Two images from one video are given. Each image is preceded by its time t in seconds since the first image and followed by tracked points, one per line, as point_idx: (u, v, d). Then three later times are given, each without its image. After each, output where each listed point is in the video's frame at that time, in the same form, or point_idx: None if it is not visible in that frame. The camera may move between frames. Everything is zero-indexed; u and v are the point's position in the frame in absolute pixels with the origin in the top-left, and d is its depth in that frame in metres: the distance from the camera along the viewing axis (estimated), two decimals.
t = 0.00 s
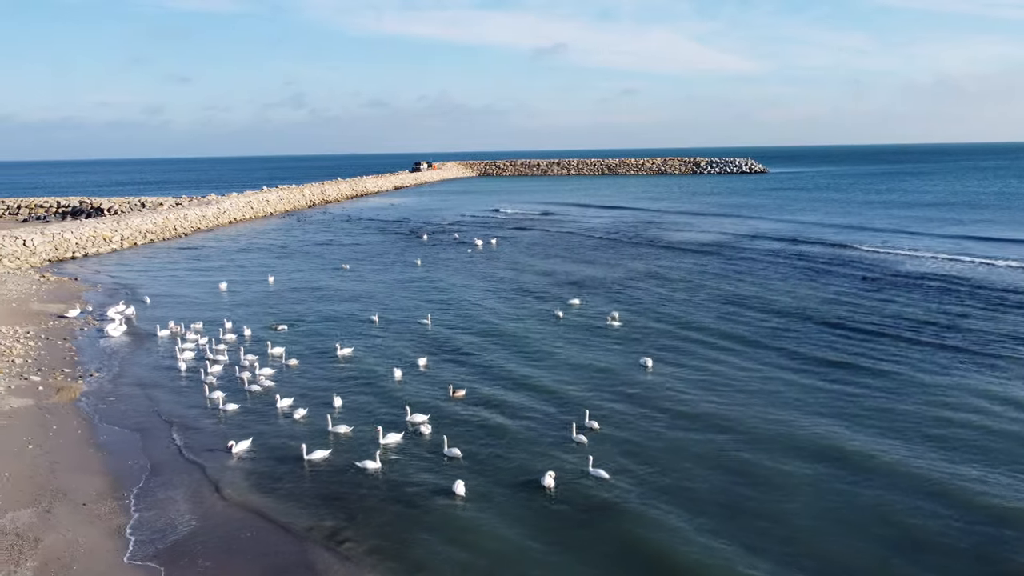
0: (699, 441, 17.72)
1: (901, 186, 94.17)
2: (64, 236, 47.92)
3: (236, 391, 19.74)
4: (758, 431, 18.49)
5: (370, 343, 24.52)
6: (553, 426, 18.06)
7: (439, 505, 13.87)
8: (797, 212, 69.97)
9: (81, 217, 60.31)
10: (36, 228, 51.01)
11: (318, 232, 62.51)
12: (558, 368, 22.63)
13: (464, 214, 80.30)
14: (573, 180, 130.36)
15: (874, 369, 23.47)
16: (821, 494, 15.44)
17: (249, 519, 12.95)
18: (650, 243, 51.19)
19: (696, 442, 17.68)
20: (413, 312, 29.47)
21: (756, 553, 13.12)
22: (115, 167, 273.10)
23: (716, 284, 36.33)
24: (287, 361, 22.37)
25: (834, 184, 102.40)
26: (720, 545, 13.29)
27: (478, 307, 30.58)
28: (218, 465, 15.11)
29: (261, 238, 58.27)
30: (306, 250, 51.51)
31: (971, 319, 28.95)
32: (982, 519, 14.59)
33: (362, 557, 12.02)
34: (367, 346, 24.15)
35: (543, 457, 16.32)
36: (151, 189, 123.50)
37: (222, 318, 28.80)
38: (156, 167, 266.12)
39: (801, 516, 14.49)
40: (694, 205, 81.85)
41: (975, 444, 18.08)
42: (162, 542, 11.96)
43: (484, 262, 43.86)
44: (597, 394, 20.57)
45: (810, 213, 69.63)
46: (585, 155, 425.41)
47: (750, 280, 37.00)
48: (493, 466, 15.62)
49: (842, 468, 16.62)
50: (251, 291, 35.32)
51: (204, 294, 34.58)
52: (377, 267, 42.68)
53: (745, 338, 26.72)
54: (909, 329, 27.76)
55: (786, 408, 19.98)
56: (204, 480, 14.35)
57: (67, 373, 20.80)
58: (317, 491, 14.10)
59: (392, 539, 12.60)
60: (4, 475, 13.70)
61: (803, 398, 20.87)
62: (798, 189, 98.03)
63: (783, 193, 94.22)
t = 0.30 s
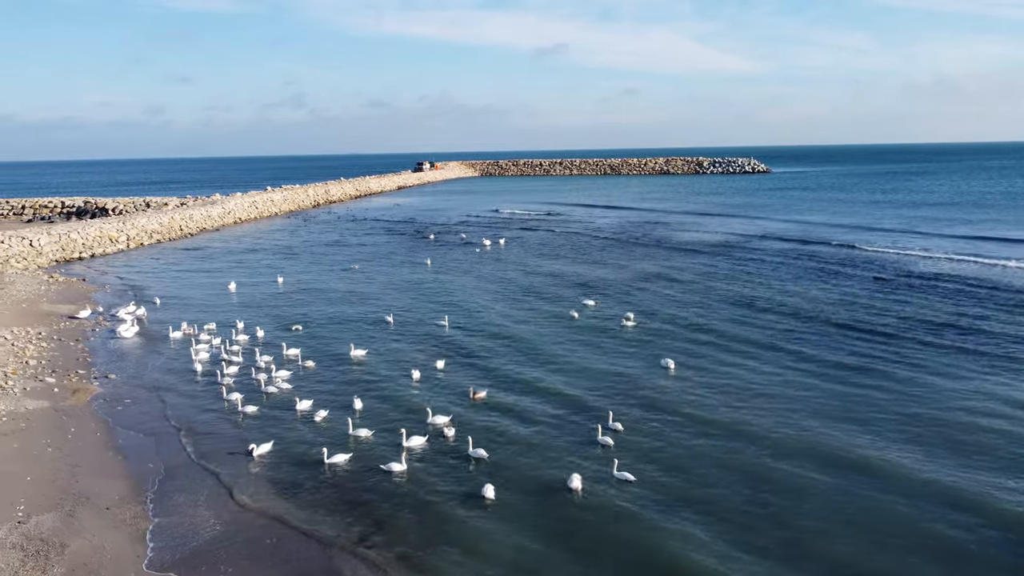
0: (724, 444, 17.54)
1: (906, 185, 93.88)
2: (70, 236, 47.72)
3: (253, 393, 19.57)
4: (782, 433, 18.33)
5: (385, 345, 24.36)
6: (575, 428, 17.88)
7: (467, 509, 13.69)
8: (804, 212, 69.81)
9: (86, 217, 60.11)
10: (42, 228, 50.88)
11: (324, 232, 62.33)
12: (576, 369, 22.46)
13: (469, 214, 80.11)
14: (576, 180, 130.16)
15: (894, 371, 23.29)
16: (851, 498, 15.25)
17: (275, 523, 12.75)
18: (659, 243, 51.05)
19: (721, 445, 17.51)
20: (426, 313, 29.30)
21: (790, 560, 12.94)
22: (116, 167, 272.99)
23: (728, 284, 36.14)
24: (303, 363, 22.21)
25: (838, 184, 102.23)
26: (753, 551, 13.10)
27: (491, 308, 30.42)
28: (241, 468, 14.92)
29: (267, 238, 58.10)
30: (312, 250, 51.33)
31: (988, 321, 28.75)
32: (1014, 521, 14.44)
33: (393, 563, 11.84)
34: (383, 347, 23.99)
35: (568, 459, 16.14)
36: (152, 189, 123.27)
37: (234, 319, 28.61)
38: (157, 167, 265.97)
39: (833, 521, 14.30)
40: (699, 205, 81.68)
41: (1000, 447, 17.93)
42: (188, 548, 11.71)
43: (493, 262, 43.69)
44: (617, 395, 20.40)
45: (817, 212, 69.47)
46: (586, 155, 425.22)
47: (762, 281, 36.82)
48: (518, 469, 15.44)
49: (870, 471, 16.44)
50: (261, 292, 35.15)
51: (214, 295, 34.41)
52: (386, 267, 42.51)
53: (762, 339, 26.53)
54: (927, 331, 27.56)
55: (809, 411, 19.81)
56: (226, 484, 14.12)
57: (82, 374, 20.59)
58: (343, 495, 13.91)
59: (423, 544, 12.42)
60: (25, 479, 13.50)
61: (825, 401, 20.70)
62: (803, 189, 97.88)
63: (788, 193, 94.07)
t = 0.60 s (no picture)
0: (746, 446, 17.45)
1: (910, 185, 93.68)
2: (76, 237, 47.59)
3: (270, 394, 19.50)
4: (804, 434, 18.24)
5: (400, 345, 24.34)
6: (596, 429, 17.79)
7: (493, 511, 13.59)
8: (809, 212, 69.73)
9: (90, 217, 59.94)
10: (48, 228, 50.70)
11: (329, 232, 62.21)
12: (593, 370, 22.35)
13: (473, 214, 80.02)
14: (579, 180, 129.99)
15: (912, 372, 23.18)
16: (877, 500, 15.17)
17: (301, 525, 12.60)
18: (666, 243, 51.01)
19: (743, 446, 17.43)
20: (438, 313, 29.17)
21: (821, 562, 12.85)
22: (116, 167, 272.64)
23: (738, 284, 36.02)
24: (317, 364, 22.12)
25: (842, 184, 102.15)
26: (782, 554, 13.01)
27: (503, 308, 30.40)
28: (262, 471, 14.78)
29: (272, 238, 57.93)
30: (319, 250, 51.22)
31: (1003, 322, 28.62)
32: None
33: (422, 565, 11.74)
34: (397, 348, 23.89)
35: (590, 461, 16.07)
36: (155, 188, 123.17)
37: (245, 320, 28.52)
38: (158, 167, 265.78)
39: (861, 522, 14.21)
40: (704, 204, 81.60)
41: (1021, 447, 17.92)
42: (215, 551, 11.56)
43: (501, 262, 43.64)
44: (635, 396, 20.29)
45: (822, 212, 69.41)
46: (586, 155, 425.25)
47: (773, 281, 36.70)
48: (542, 471, 15.37)
49: (894, 473, 16.34)
50: (270, 292, 35.01)
51: (224, 295, 34.32)
52: (393, 267, 42.36)
53: (777, 339, 26.42)
54: (942, 332, 27.44)
55: (828, 413, 19.70)
56: (248, 487, 13.99)
57: (96, 375, 20.45)
58: (368, 497, 13.82)
59: (452, 546, 12.32)
60: (45, 482, 13.33)
61: (845, 401, 20.58)
62: (807, 188, 97.81)
63: (791, 192, 94.00)
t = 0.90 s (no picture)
0: (767, 442, 17.33)
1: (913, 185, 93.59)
2: (81, 237, 47.48)
3: (285, 395, 19.40)
4: (824, 432, 18.12)
5: (413, 346, 24.24)
6: (615, 429, 17.67)
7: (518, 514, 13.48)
8: (814, 212, 69.66)
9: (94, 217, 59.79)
10: (52, 228, 50.54)
11: (333, 232, 62.10)
12: (608, 369, 22.25)
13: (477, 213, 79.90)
14: (581, 180, 129.87)
15: (928, 370, 23.05)
16: (903, 494, 15.03)
17: (325, 528, 12.48)
18: (672, 243, 50.91)
19: (764, 442, 17.29)
20: (448, 314, 29.05)
21: (851, 558, 12.74)
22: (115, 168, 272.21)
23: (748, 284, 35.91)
24: (331, 364, 22.02)
25: (844, 184, 102.10)
26: (812, 551, 12.88)
27: (514, 309, 30.30)
28: (280, 473, 14.64)
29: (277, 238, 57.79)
30: (324, 250, 51.08)
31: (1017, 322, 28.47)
32: None
33: (450, 568, 11.63)
34: (410, 349, 23.79)
35: (612, 460, 15.98)
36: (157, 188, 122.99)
37: (255, 320, 28.41)
38: (157, 167, 265.26)
39: (888, 518, 14.08)
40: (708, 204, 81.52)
41: None
42: (237, 554, 11.43)
43: (508, 262, 43.54)
44: (652, 395, 20.17)
45: (827, 212, 69.31)
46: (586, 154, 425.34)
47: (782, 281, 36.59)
48: (563, 471, 15.27)
49: (919, 469, 16.21)
50: (278, 293, 34.89)
51: (232, 296, 34.21)
52: (400, 267, 42.27)
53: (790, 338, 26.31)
54: (957, 332, 27.32)
55: (846, 410, 19.56)
56: (267, 490, 13.86)
57: (109, 376, 20.33)
58: (390, 500, 13.72)
59: (477, 548, 12.22)
60: (64, 484, 13.20)
61: (863, 399, 20.44)
62: (810, 188, 97.73)
63: (794, 192, 93.91)
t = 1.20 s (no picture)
0: (785, 442, 17.30)
1: (916, 184, 93.57)
2: (86, 237, 47.38)
3: (300, 395, 19.42)
4: (842, 431, 18.07)
5: (425, 346, 24.26)
6: (632, 428, 17.70)
7: (542, 515, 13.43)
8: (817, 211, 69.63)
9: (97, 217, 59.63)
10: (56, 228, 50.40)
11: (336, 231, 62.00)
12: (621, 370, 22.21)
13: (479, 213, 79.76)
14: (582, 180, 129.70)
15: (943, 368, 22.99)
16: (926, 493, 14.98)
17: (348, 529, 12.43)
18: (677, 243, 50.86)
19: (782, 442, 17.25)
20: (457, 314, 28.98)
21: (877, 558, 12.69)
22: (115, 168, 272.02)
23: (756, 284, 35.92)
24: (343, 364, 22.06)
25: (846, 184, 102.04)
26: (837, 551, 12.83)
27: (523, 309, 30.30)
28: (300, 474, 14.59)
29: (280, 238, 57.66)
30: (328, 250, 50.99)
31: None
32: None
33: (476, 569, 11.60)
34: (422, 350, 23.75)
35: (630, 460, 15.95)
36: (157, 188, 122.87)
37: (264, 320, 28.38)
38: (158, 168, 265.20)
39: (911, 517, 14.03)
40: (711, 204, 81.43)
41: None
42: (260, 553, 11.38)
43: (513, 263, 43.54)
44: (668, 395, 20.13)
45: (830, 211, 69.27)
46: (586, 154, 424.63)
47: (790, 281, 36.54)
48: (582, 471, 15.23)
49: (940, 469, 16.16)
50: (286, 293, 34.86)
51: (239, 296, 34.16)
52: (406, 268, 42.18)
53: (801, 338, 26.26)
54: (968, 331, 27.34)
55: (863, 409, 19.51)
56: (285, 489, 13.84)
57: (121, 375, 20.26)
58: (411, 501, 13.69)
59: (501, 549, 12.17)
60: (82, 484, 13.14)
61: (879, 397, 20.39)
62: (812, 187, 97.64)
63: (796, 191, 93.83)
